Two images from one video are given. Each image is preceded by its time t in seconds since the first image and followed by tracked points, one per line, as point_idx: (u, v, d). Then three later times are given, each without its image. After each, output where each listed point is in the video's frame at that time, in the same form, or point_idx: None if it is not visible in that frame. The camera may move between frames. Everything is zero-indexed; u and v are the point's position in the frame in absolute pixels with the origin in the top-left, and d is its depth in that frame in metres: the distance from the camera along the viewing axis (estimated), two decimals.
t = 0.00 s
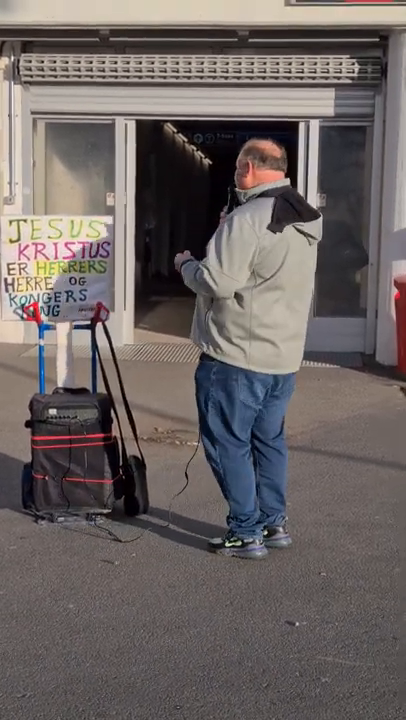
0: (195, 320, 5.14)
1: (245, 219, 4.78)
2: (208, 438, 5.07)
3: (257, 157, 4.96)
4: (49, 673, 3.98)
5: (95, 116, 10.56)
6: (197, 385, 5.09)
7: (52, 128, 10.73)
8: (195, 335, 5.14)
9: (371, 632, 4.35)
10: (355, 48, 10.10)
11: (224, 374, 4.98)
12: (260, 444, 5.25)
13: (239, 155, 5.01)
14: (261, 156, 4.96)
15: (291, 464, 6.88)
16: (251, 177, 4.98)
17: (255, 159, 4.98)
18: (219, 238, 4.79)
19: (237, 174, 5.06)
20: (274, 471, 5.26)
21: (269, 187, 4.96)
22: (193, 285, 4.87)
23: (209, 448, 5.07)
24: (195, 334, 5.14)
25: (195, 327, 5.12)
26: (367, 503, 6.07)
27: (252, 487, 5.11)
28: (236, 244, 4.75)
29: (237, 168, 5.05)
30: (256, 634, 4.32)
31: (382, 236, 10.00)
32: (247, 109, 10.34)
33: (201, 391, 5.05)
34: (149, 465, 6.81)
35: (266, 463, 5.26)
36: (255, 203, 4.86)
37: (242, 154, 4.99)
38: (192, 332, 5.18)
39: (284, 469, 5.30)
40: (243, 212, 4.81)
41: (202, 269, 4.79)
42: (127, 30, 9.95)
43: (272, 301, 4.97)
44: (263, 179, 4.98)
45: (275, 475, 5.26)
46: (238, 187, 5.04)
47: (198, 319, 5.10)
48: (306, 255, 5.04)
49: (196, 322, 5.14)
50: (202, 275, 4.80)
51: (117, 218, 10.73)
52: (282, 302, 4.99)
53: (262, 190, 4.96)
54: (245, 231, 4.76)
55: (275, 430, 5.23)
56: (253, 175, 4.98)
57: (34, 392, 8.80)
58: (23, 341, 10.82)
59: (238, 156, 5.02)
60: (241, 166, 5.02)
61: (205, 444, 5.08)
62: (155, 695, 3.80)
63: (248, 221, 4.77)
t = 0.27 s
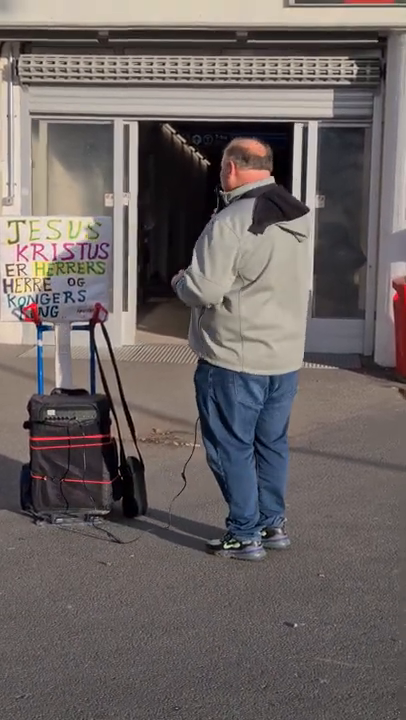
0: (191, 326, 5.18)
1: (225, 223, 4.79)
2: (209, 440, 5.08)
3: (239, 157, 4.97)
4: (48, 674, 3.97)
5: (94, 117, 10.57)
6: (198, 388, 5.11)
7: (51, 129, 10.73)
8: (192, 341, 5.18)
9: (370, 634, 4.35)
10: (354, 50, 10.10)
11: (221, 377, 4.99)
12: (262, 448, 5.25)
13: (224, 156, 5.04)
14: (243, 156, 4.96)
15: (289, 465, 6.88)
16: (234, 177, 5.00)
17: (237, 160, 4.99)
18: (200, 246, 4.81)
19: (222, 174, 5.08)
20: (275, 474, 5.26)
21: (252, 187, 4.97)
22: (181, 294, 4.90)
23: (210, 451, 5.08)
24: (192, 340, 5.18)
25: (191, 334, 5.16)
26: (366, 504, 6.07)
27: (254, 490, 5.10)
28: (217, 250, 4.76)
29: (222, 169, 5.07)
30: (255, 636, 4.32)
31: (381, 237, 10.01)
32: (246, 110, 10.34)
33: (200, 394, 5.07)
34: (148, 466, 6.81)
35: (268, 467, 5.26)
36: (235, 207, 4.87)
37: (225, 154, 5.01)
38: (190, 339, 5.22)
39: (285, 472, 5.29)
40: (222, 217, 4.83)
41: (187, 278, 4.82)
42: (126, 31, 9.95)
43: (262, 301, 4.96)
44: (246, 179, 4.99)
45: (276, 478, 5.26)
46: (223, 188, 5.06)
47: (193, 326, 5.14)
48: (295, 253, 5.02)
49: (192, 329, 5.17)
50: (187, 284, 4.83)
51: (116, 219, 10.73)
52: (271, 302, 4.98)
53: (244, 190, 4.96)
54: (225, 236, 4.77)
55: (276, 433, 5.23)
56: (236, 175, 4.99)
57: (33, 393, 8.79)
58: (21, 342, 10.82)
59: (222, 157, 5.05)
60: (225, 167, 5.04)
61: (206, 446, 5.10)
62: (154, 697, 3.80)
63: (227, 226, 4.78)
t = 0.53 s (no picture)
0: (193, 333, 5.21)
1: (210, 229, 4.79)
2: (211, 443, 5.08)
3: (220, 160, 4.99)
4: (46, 675, 3.97)
5: (93, 118, 10.57)
6: (200, 391, 5.13)
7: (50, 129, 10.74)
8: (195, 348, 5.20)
9: (368, 634, 4.35)
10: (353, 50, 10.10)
11: (220, 380, 5.00)
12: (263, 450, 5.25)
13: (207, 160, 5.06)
14: (223, 159, 4.98)
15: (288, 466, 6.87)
16: (217, 181, 5.03)
17: (219, 163, 5.00)
18: (189, 255, 4.82)
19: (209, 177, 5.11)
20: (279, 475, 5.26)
21: (235, 189, 4.98)
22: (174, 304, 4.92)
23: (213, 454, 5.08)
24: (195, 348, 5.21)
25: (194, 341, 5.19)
26: (365, 505, 6.07)
27: (256, 492, 5.09)
28: (204, 258, 4.77)
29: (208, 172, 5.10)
30: (253, 636, 4.32)
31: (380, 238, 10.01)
32: (245, 111, 10.34)
33: (203, 396, 5.08)
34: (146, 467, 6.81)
35: (267, 468, 5.27)
36: (222, 212, 4.86)
37: (208, 159, 5.04)
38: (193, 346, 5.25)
39: (283, 471, 5.31)
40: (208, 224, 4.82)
41: (178, 288, 4.84)
42: (125, 32, 9.95)
43: (255, 302, 4.96)
44: (228, 181, 5.00)
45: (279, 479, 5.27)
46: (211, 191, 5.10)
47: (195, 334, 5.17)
48: (286, 253, 5.01)
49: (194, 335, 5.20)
50: (178, 294, 4.85)
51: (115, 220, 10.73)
52: (265, 302, 4.98)
53: (228, 194, 4.99)
54: (210, 243, 4.77)
55: (273, 433, 5.24)
56: (219, 178, 5.01)
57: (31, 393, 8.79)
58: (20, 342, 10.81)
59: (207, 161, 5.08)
60: (210, 171, 5.07)
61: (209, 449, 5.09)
62: (152, 698, 3.80)
63: (212, 232, 4.78)
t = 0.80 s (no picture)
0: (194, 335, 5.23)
1: (208, 231, 4.79)
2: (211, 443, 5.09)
3: (220, 161, 4.99)
4: (45, 676, 3.96)
5: (92, 119, 10.58)
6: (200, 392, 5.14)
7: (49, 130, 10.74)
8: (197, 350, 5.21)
9: (367, 634, 4.35)
10: (352, 51, 10.11)
11: (218, 381, 5.02)
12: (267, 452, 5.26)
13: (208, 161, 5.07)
14: (223, 160, 4.98)
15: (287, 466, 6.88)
16: (217, 181, 5.03)
17: (219, 164, 5.01)
18: (186, 256, 4.84)
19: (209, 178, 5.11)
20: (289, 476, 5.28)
21: (234, 189, 4.98)
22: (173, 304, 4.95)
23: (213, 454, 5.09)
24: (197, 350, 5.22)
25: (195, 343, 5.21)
26: (364, 505, 6.07)
27: (255, 493, 5.10)
28: (200, 259, 4.78)
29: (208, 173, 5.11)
30: (251, 637, 4.32)
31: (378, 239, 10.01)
32: (244, 112, 10.33)
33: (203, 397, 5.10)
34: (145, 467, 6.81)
35: (283, 468, 5.28)
36: (220, 213, 4.87)
37: (208, 160, 5.04)
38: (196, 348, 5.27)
39: (301, 469, 5.31)
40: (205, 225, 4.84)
41: (176, 289, 4.86)
42: (124, 33, 9.94)
43: (251, 303, 4.95)
44: (228, 181, 5.00)
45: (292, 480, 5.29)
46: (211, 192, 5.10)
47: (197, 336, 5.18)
48: (283, 254, 5.01)
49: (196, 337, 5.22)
50: (175, 295, 4.87)
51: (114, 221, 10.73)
52: (262, 304, 4.98)
53: (227, 194, 4.98)
54: (207, 244, 4.78)
55: (286, 433, 5.25)
56: (219, 179, 5.02)
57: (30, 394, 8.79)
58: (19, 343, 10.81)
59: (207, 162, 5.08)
60: (210, 172, 5.07)
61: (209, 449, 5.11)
62: (151, 698, 3.80)
63: (209, 233, 4.79)
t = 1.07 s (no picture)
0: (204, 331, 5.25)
1: (217, 230, 4.80)
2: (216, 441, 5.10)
3: (237, 161, 5.01)
4: (46, 677, 3.97)
5: (92, 119, 10.58)
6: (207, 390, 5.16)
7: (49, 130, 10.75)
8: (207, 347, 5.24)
9: (367, 635, 4.36)
10: (352, 52, 10.11)
11: (221, 380, 5.04)
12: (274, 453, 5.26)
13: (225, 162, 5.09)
14: (240, 159, 4.99)
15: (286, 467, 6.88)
16: (233, 181, 5.03)
17: (236, 164, 5.02)
18: (195, 253, 4.86)
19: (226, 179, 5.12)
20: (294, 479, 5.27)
21: (249, 189, 4.97)
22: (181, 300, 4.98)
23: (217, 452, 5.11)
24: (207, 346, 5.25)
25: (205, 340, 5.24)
26: (364, 506, 6.07)
27: (257, 494, 5.10)
28: (207, 258, 4.79)
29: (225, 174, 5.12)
30: (252, 637, 4.33)
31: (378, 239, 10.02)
32: (244, 112, 10.34)
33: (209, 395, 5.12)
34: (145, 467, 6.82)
35: (291, 471, 5.26)
36: (232, 212, 4.87)
37: (225, 160, 5.06)
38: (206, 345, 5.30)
39: (309, 472, 5.28)
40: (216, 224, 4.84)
41: (184, 285, 4.89)
42: (124, 33, 9.94)
43: (256, 303, 4.96)
44: (244, 181, 5.00)
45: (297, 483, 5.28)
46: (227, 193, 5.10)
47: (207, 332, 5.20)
48: (292, 256, 5.00)
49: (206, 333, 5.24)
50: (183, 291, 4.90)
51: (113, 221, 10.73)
52: (267, 305, 4.98)
53: (242, 193, 4.98)
54: (215, 243, 4.79)
55: (293, 437, 5.24)
56: (235, 179, 5.02)
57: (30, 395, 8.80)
58: (19, 343, 10.82)
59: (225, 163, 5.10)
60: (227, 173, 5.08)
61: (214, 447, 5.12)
62: (151, 698, 3.80)
63: (218, 232, 4.79)
